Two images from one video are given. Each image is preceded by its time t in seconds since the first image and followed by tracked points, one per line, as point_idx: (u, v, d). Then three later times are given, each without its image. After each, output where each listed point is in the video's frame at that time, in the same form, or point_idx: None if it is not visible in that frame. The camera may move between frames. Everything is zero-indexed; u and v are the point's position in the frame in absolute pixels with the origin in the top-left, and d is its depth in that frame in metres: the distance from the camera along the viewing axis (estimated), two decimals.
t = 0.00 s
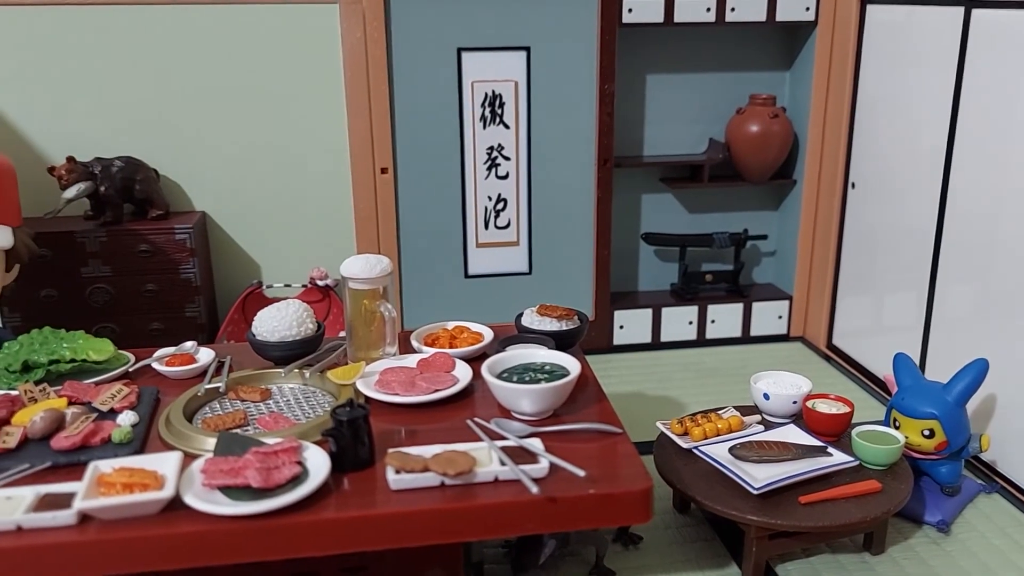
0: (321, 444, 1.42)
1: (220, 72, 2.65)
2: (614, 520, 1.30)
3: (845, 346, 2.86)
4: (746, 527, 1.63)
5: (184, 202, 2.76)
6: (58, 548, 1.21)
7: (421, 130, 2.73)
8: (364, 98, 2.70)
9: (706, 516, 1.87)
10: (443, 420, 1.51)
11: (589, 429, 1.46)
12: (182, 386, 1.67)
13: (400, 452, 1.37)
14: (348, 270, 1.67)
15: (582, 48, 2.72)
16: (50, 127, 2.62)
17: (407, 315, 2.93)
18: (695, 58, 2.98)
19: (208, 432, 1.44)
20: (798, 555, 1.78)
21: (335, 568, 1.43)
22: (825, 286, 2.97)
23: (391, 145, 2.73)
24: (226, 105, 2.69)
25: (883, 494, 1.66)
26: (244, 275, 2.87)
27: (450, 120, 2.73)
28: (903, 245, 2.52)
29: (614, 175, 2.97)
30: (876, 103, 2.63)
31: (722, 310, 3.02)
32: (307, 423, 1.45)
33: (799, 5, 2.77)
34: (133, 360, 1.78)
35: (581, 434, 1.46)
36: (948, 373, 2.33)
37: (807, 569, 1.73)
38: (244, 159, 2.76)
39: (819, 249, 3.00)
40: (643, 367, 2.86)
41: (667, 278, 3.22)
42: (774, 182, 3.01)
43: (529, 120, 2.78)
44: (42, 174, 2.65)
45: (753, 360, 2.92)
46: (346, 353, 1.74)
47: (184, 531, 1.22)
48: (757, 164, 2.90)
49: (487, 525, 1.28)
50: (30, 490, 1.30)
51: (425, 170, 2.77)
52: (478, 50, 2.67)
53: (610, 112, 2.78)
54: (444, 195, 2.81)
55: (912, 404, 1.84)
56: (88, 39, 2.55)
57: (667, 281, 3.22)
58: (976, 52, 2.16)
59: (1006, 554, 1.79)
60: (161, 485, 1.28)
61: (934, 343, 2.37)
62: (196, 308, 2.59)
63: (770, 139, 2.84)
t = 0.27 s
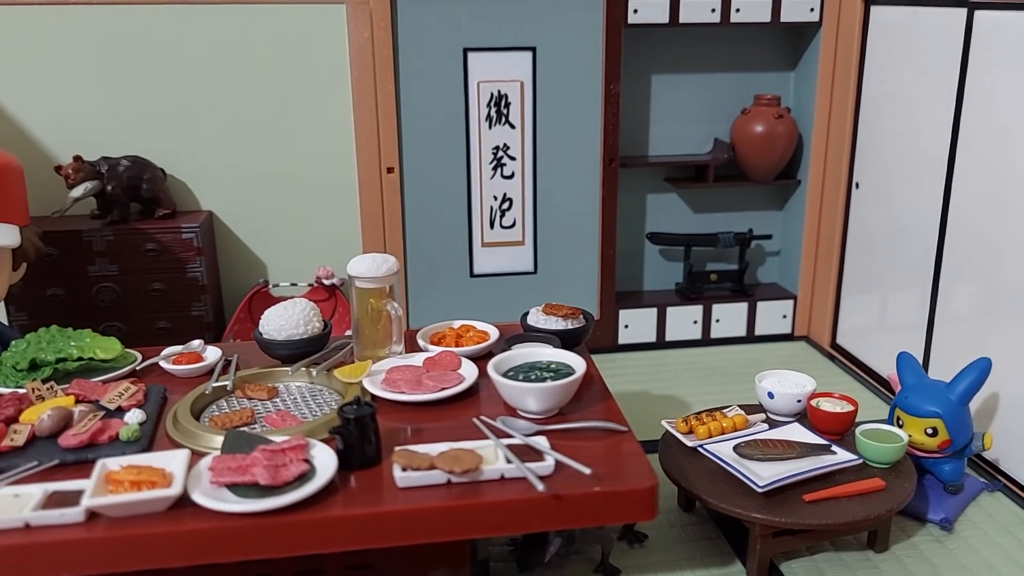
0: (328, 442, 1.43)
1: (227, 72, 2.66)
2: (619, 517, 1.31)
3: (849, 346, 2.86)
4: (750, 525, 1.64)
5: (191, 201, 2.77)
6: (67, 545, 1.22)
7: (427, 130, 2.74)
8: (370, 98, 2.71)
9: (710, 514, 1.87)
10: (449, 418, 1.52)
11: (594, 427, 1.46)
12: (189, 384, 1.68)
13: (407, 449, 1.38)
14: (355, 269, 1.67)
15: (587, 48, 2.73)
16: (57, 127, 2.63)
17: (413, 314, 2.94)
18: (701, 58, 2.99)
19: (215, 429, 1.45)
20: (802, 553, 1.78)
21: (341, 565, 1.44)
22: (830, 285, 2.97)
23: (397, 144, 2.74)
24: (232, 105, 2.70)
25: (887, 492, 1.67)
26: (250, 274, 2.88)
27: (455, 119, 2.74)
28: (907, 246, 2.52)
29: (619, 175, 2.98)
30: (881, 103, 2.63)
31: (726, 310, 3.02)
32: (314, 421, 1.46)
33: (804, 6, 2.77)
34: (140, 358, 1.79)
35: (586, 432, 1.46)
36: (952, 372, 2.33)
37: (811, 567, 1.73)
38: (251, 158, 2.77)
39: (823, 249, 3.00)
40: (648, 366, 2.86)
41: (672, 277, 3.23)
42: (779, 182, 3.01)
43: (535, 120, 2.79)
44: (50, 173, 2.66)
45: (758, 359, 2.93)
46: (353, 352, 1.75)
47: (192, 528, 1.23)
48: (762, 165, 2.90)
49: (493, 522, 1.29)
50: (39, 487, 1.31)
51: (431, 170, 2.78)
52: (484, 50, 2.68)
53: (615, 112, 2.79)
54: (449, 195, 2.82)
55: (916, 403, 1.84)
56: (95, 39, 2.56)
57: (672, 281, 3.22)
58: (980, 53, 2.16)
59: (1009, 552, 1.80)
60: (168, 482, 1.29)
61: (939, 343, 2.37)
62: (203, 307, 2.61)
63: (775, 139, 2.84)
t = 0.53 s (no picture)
0: (335, 440, 1.44)
1: (234, 72, 2.67)
2: (624, 515, 1.32)
3: (853, 346, 2.86)
4: (755, 524, 1.64)
5: (198, 201, 2.78)
6: (76, 542, 1.23)
7: (433, 130, 2.75)
8: (376, 99, 2.72)
9: (715, 513, 1.88)
10: (455, 417, 1.53)
11: (599, 426, 1.47)
12: (197, 383, 1.69)
13: (413, 448, 1.38)
14: (361, 269, 1.68)
15: (592, 49, 2.73)
16: (65, 127, 2.64)
17: (418, 313, 2.95)
18: (706, 58, 2.99)
19: (223, 428, 1.46)
20: (807, 552, 1.79)
21: (348, 562, 1.45)
22: (834, 286, 2.97)
23: (403, 145, 2.75)
24: (239, 105, 2.71)
25: (891, 492, 1.67)
26: (256, 274, 2.89)
27: (461, 120, 2.75)
28: (912, 246, 2.53)
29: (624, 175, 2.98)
30: (885, 103, 2.63)
31: (731, 310, 3.02)
32: (321, 419, 1.47)
33: (809, 6, 2.78)
34: (148, 357, 1.80)
35: (591, 431, 1.47)
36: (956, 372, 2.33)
37: (816, 565, 1.73)
38: (257, 158, 2.78)
39: (828, 249, 3.00)
40: (653, 366, 2.87)
41: (677, 277, 3.23)
42: (784, 183, 3.02)
43: (540, 121, 2.79)
44: (57, 173, 2.67)
45: (762, 359, 2.93)
46: (359, 351, 1.76)
47: (200, 525, 1.24)
48: (767, 165, 2.91)
49: (499, 520, 1.29)
50: (48, 485, 1.32)
51: (436, 170, 2.79)
52: (490, 50, 2.69)
53: (620, 112, 2.80)
54: (455, 194, 2.83)
55: (920, 402, 1.84)
56: (103, 40, 2.57)
57: (676, 281, 3.23)
58: (985, 53, 2.17)
59: (1013, 551, 1.80)
60: (176, 480, 1.30)
61: (943, 343, 2.37)
62: (210, 306, 2.62)
63: (780, 139, 2.84)
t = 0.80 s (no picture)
0: (341, 439, 1.44)
1: (240, 72, 2.68)
2: (629, 514, 1.32)
3: (858, 345, 2.86)
4: (760, 523, 1.64)
5: (204, 201, 2.79)
6: (83, 539, 1.23)
7: (438, 129, 2.75)
8: (382, 98, 2.73)
9: (720, 513, 1.88)
10: (460, 416, 1.53)
11: (604, 425, 1.47)
12: (203, 382, 1.69)
13: (419, 446, 1.39)
14: (367, 268, 1.69)
15: (597, 49, 2.74)
16: (72, 126, 2.65)
17: (424, 313, 2.96)
18: (711, 58, 2.99)
19: (229, 426, 1.46)
20: (812, 551, 1.79)
21: (355, 561, 1.45)
22: (839, 285, 2.97)
23: (408, 144, 2.76)
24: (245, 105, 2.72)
25: (897, 491, 1.67)
26: (262, 273, 2.90)
27: (466, 120, 2.75)
28: (917, 246, 2.52)
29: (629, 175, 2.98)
30: (890, 103, 2.63)
31: (736, 309, 3.02)
32: (328, 418, 1.47)
33: (814, 6, 2.78)
34: (155, 356, 1.81)
35: (596, 430, 1.47)
36: (962, 372, 2.33)
37: (821, 565, 1.73)
38: (262, 158, 2.78)
39: (833, 249, 3.00)
40: (658, 366, 2.87)
41: (682, 277, 3.23)
42: (789, 182, 3.02)
43: (546, 120, 2.80)
44: (64, 172, 2.68)
45: (767, 359, 2.93)
46: (365, 350, 1.76)
47: (206, 523, 1.24)
48: (772, 165, 2.91)
49: (505, 518, 1.30)
50: (56, 483, 1.32)
51: (441, 170, 2.79)
52: (495, 50, 2.69)
53: (626, 112, 2.80)
54: (460, 194, 2.83)
55: (926, 402, 1.84)
56: (110, 40, 2.58)
57: (681, 281, 3.23)
58: (990, 53, 2.16)
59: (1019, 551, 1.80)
60: (184, 478, 1.30)
61: (949, 343, 2.37)
62: (216, 305, 2.62)
63: (785, 139, 2.84)
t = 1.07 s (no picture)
0: (347, 437, 1.45)
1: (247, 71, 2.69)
2: (635, 512, 1.32)
3: (863, 345, 2.86)
4: (765, 522, 1.65)
5: (210, 200, 2.80)
6: (92, 536, 1.24)
7: (444, 129, 2.76)
8: (388, 98, 2.73)
9: (725, 512, 1.88)
10: (466, 414, 1.54)
11: (609, 424, 1.48)
12: (210, 380, 1.70)
13: (425, 445, 1.39)
14: (373, 267, 1.69)
15: (603, 48, 2.74)
16: (80, 126, 2.66)
17: (429, 312, 2.96)
18: (716, 58, 2.99)
19: (236, 424, 1.47)
20: (817, 550, 1.79)
21: (361, 558, 1.46)
22: (844, 285, 2.97)
23: (414, 144, 2.76)
24: (252, 104, 2.73)
25: (902, 490, 1.67)
26: (268, 272, 2.91)
27: (472, 119, 2.76)
28: (922, 246, 2.52)
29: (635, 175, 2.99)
30: (896, 103, 2.63)
31: (741, 309, 3.02)
32: (334, 416, 1.48)
33: (820, 6, 2.78)
34: (162, 354, 1.82)
35: (602, 429, 1.48)
36: (967, 372, 2.33)
37: (826, 564, 1.74)
38: (269, 158, 2.79)
39: (838, 249, 3.00)
40: (663, 365, 2.87)
41: (687, 276, 3.23)
42: (794, 182, 3.01)
43: (551, 120, 2.80)
44: (71, 172, 2.69)
45: (772, 358, 2.93)
46: (371, 349, 1.77)
47: (214, 520, 1.25)
48: (777, 165, 2.91)
49: (511, 517, 1.30)
50: (64, 480, 1.33)
51: (447, 169, 2.80)
52: (501, 50, 2.70)
53: (631, 112, 2.80)
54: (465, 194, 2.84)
55: (931, 402, 1.84)
56: (117, 39, 2.59)
57: (686, 280, 3.23)
58: (995, 52, 2.16)
59: None
60: (191, 475, 1.31)
61: (954, 343, 2.37)
62: (222, 304, 2.63)
63: (790, 139, 2.84)
